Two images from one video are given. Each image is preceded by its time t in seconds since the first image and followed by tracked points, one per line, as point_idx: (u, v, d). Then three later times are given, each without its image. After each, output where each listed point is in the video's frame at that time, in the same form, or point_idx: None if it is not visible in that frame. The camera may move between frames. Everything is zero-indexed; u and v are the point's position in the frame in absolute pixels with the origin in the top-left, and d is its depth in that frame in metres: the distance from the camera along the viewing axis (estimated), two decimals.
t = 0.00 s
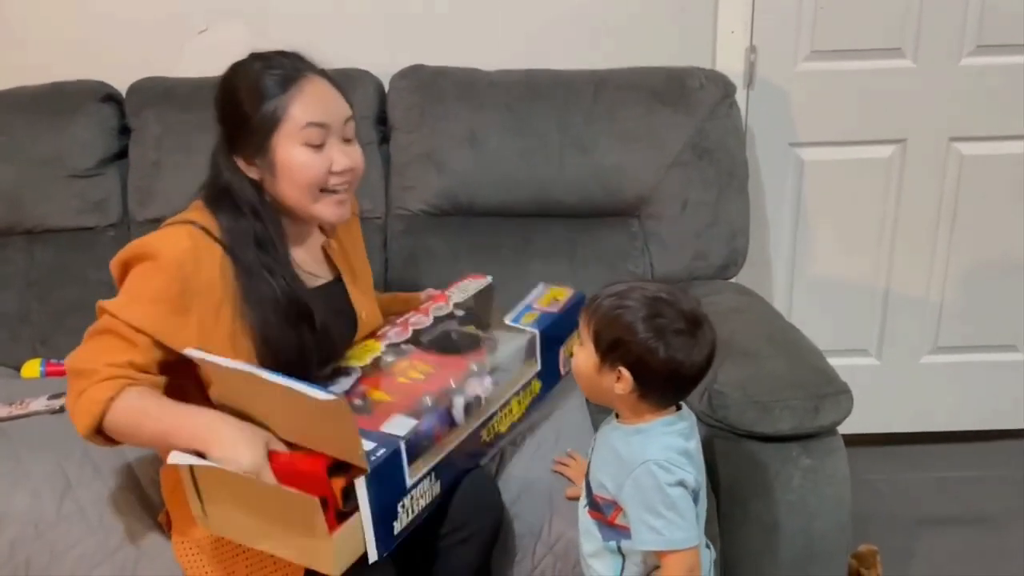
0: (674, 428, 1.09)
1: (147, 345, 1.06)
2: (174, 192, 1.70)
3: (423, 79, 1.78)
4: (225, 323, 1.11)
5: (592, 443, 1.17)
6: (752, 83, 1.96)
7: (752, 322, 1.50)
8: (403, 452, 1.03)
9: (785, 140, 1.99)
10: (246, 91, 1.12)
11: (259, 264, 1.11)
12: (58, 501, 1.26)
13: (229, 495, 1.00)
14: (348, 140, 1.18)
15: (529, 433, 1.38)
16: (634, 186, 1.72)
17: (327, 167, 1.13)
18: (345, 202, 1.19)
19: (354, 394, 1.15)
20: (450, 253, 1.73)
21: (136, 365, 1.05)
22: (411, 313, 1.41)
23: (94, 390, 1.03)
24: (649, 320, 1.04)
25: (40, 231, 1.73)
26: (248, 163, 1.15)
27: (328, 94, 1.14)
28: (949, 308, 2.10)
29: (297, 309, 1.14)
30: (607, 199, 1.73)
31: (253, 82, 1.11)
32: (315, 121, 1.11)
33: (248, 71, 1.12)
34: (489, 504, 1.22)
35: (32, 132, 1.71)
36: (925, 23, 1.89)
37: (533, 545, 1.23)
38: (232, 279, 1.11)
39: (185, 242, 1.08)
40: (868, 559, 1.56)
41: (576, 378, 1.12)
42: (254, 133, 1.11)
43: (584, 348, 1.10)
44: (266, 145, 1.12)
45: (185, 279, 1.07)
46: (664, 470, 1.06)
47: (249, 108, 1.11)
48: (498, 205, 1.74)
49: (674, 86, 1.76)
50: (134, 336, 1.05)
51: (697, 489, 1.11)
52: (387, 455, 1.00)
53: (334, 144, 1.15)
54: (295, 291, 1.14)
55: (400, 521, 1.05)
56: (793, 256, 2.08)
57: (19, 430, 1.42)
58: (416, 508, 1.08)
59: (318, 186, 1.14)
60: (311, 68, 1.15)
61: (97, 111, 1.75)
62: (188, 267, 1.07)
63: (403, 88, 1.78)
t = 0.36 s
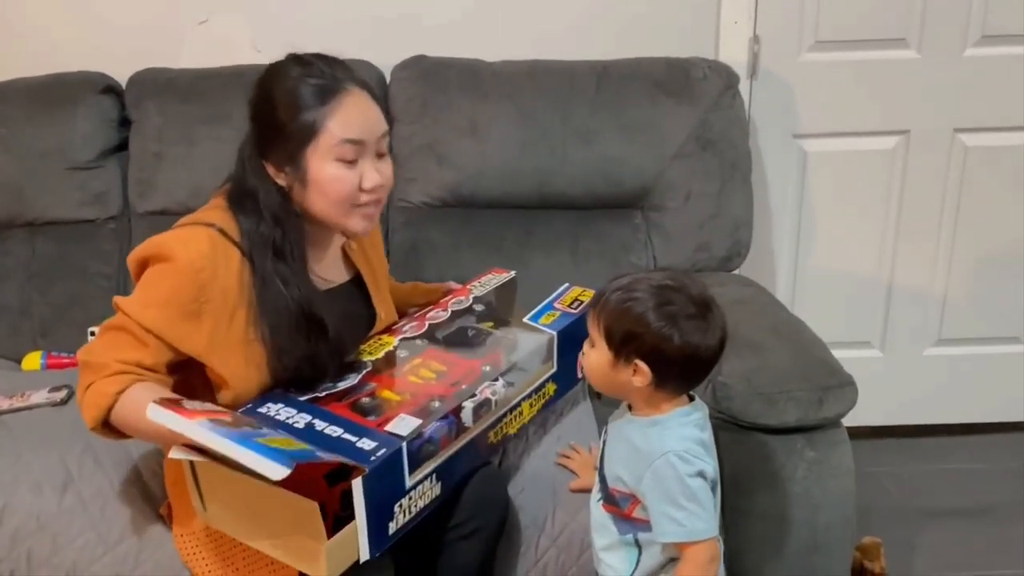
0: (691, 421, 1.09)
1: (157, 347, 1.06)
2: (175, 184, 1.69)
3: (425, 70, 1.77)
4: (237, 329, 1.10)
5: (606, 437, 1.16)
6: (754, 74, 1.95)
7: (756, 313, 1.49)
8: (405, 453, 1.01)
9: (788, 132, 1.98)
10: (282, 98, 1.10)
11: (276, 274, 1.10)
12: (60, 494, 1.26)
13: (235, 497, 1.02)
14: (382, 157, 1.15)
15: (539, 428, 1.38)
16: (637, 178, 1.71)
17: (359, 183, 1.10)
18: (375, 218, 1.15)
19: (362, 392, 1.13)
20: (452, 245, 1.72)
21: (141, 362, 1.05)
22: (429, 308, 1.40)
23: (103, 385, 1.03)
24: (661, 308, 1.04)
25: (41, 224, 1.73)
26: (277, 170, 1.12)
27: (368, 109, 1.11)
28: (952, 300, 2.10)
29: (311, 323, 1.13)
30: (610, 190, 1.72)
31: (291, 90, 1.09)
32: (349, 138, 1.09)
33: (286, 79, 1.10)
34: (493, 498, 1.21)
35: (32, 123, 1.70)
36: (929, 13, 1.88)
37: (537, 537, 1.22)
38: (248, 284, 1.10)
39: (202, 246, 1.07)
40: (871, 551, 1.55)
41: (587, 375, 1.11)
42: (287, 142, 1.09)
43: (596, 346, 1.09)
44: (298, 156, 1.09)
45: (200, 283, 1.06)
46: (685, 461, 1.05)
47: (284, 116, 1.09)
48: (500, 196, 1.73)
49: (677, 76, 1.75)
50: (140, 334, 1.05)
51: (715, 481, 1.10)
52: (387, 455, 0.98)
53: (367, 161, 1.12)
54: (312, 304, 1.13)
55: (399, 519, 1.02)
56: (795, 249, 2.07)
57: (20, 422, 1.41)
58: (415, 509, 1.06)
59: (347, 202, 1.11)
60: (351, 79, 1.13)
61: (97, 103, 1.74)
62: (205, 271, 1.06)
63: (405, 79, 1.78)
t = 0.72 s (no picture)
0: (694, 410, 1.09)
1: (163, 347, 1.05)
2: (173, 180, 1.69)
3: (423, 65, 1.76)
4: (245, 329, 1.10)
5: (609, 429, 1.16)
6: (752, 69, 1.94)
7: (755, 308, 1.49)
8: (417, 449, 1.01)
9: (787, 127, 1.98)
10: (304, 104, 1.07)
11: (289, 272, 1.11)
12: (58, 490, 1.26)
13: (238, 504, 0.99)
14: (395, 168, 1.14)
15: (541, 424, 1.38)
16: (635, 173, 1.71)
17: (373, 197, 1.10)
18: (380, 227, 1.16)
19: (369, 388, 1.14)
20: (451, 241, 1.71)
21: (146, 363, 1.05)
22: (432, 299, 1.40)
23: (106, 387, 1.03)
24: (660, 300, 1.04)
25: (39, 220, 1.72)
26: (292, 173, 1.11)
27: (392, 124, 1.09)
28: (951, 294, 2.10)
29: (325, 320, 1.13)
30: (608, 186, 1.72)
31: (313, 96, 1.06)
32: (369, 155, 1.07)
33: (311, 85, 1.07)
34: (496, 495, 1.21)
35: (29, 119, 1.69)
36: (928, 8, 1.88)
37: (536, 533, 1.23)
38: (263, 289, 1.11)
39: (211, 248, 1.07)
40: (870, 546, 1.55)
41: (587, 370, 1.11)
42: (305, 150, 1.08)
43: (597, 342, 1.09)
44: (315, 165, 1.08)
45: (211, 284, 1.06)
46: (688, 451, 1.05)
47: (304, 123, 1.07)
48: (499, 192, 1.73)
49: (675, 72, 1.74)
50: (145, 334, 1.04)
51: (718, 471, 1.10)
52: (400, 451, 0.98)
53: (382, 175, 1.11)
54: (324, 302, 1.13)
55: (411, 517, 1.02)
56: (794, 244, 2.07)
57: (19, 418, 1.41)
58: (428, 504, 1.05)
59: (358, 215, 1.11)
60: (375, 88, 1.10)
61: (95, 98, 1.74)
62: (212, 272, 1.06)
63: (402, 75, 1.77)
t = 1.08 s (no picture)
0: (693, 400, 1.09)
1: (147, 328, 1.06)
2: (170, 175, 1.69)
3: (421, 60, 1.76)
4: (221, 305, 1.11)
5: (607, 420, 1.16)
6: (751, 63, 1.94)
7: (752, 303, 1.49)
8: (376, 374, 1.00)
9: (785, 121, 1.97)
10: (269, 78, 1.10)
11: (250, 239, 1.12)
12: (56, 485, 1.26)
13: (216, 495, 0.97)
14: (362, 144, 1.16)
15: (541, 420, 1.38)
16: (633, 168, 1.71)
17: (332, 170, 1.12)
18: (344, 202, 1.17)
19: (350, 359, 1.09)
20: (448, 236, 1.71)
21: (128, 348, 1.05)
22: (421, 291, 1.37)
23: (92, 374, 1.02)
24: (662, 290, 1.04)
25: (36, 216, 1.72)
26: (254, 142, 1.14)
27: (351, 101, 1.11)
28: (949, 288, 2.10)
29: (277, 290, 1.13)
30: (606, 181, 1.72)
31: (276, 69, 1.09)
32: (327, 128, 1.09)
33: (275, 59, 1.10)
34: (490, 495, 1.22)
35: (26, 114, 1.69)
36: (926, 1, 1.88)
37: (533, 526, 1.23)
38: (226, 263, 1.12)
39: (184, 227, 1.10)
40: (868, 541, 1.56)
41: (588, 358, 1.12)
42: (265, 120, 1.11)
43: (597, 329, 1.09)
44: (275, 135, 1.11)
45: (185, 261, 1.08)
46: (687, 440, 1.05)
47: (268, 95, 1.10)
48: (497, 187, 1.73)
49: (673, 66, 1.74)
50: (127, 315, 1.05)
51: (716, 461, 1.10)
52: (354, 378, 0.98)
53: (343, 149, 1.13)
54: (281, 276, 1.14)
55: (401, 445, 1.00)
56: (793, 238, 2.07)
57: (17, 414, 1.41)
58: (417, 438, 1.02)
59: (319, 187, 1.13)
60: (339, 64, 1.12)
61: (91, 93, 1.73)
62: (187, 251, 1.09)
63: (399, 70, 1.77)
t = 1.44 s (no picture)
0: (691, 400, 1.09)
1: (135, 318, 1.07)
2: (167, 173, 1.69)
3: (417, 58, 1.76)
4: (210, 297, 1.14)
5: (604, 418, 1.16)
6: (748, 60, 1.94)
7: (749, 301, 1.49)
8: (357, 330, 0.98)
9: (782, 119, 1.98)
10: (257, 61, 1.12)
11: (234, 216, 1.16)
12: (53, 484, 1.26)
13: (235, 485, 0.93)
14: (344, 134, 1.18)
15: (541, 419, 1.37)
16: (631, 166, 1.71)
17: (308, 156, 1.14)
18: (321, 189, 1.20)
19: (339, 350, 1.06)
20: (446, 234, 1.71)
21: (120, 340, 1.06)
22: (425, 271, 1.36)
23: (85, 366, 1.04)
24: (661, 287, 1.04)
25: (33, 214, 1.72)
26: (237, 122, 1.17)
27: (334, 90, 1.12)
28: (946, 285, 2.10)
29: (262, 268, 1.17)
30: (602, 179, 1.72)
31: (265, 55, 1.12)
32: (304, 114, 1.11)
33: (264, 45, 1.13)
34: (481, 491, 1.21)
35: (22, 113, 1.69)
36: None
37: (530, 525, 1.24)
38: (216, 248, 1.15)
39: (171, 219, 1.12)
40: (865, 536, 1.58)
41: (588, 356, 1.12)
42: (247, 101, 1.14)
43: (597, 326, 1.09)
44: (255, 116, 1.14)
45: (172, 254, 1.11)
46: (685, 440, 1.05)
47: (252, 78, 1.13)
48: (494, 184, 1.73)
49: (670, 64, 1.74)
50: (117, 307, 1.07)
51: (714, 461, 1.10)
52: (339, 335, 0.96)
53: (322, 137, 1.15)
54: (267, 252, 1.18)
55: (400, 396, 0.99)
56: (790, 235, 2.07)
57: (14, 413, 1.41)
58: (414, 386, 1.01)
59: (293, 171, 1.15)
60: (328, 56, 1.14)
61: (88, 92, 1.73)
62: (173, 241, 1.11)
63: (396, 68, 1.77)
